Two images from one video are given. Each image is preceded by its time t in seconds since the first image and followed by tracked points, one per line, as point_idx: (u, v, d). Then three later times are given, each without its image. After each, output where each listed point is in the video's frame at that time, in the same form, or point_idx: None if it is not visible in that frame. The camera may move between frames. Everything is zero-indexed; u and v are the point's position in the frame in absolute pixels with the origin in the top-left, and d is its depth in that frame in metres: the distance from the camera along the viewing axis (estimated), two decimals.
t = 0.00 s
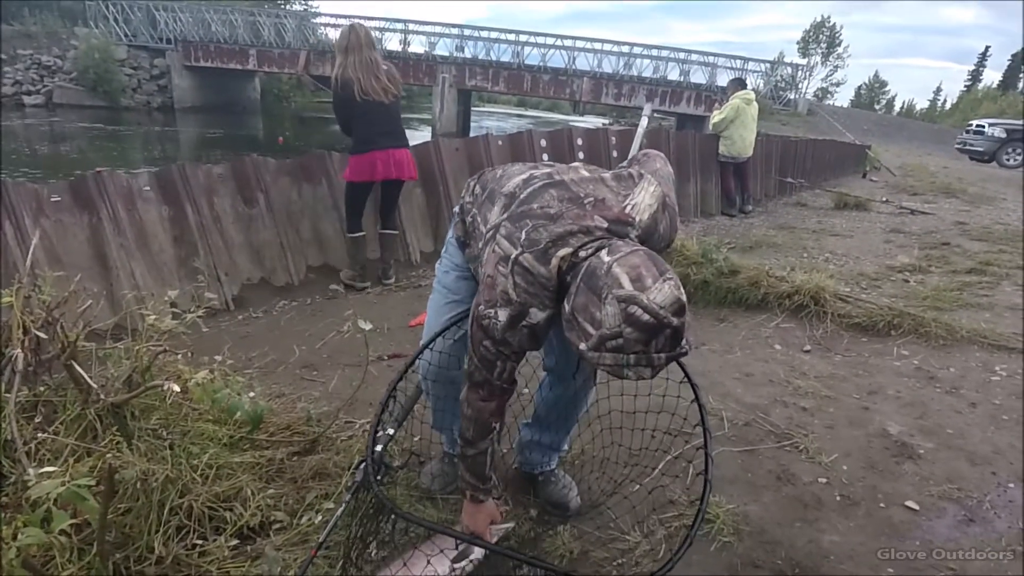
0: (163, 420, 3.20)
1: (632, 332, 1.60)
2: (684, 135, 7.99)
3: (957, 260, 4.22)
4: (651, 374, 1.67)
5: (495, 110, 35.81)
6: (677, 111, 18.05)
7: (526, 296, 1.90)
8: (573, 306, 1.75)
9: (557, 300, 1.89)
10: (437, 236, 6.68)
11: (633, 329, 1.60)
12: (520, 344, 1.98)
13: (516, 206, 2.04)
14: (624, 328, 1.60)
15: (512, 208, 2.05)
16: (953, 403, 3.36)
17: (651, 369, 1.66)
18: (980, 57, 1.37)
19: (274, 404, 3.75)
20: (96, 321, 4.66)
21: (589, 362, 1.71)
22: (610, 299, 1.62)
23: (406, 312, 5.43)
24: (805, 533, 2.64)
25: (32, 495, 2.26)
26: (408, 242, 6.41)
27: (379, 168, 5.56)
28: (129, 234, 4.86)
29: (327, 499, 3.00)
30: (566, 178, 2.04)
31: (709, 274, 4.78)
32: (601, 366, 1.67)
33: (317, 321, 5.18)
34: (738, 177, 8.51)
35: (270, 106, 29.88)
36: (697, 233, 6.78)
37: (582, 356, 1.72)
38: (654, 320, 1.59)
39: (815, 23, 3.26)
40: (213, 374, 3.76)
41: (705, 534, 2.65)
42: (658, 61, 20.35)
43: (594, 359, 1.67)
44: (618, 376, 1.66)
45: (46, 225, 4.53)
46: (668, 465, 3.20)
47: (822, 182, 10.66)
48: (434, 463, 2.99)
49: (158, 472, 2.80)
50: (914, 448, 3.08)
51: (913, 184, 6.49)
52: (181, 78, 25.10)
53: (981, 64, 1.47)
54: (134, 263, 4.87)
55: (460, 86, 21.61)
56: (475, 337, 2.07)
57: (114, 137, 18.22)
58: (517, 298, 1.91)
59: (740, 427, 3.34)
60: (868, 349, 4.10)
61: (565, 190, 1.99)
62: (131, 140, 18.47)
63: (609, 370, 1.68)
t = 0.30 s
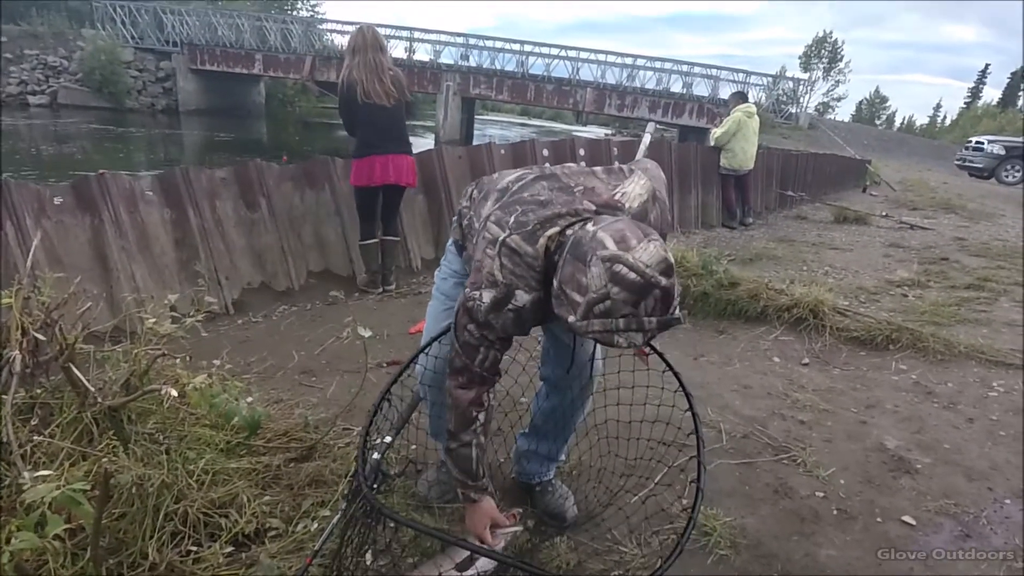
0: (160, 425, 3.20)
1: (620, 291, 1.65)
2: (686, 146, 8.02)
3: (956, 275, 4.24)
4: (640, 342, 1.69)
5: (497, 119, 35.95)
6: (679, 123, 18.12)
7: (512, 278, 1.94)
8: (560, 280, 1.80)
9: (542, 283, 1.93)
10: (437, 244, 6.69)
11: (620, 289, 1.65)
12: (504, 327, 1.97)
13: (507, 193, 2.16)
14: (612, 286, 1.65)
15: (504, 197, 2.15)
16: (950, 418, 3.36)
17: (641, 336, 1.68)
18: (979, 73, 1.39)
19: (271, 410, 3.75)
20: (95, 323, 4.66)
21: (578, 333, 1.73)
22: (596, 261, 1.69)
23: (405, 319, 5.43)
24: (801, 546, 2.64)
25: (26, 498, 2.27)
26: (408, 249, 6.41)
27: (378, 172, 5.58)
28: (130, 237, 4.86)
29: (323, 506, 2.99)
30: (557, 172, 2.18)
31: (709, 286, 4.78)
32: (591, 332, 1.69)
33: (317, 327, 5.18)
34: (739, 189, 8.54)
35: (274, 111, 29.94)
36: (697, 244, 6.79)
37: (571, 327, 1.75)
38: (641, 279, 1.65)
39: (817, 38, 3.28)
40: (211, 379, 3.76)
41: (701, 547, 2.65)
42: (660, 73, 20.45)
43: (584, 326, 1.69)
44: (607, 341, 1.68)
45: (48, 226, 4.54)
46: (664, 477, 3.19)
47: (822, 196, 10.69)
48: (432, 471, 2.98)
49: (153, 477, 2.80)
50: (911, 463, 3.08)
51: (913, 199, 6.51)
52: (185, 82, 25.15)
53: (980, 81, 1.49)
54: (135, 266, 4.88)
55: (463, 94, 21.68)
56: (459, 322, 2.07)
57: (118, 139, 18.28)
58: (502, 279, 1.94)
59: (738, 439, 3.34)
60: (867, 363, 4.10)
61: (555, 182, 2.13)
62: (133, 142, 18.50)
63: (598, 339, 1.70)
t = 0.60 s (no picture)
0: (155, 437, 3.19)
1: (593, 215, 1.70)
2: (682, 159, 8.07)
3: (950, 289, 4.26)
4: (618, 272, 1.70)
5: (495, 132, 36.14)
6: (675, 137, 18.24)
7: (492, 244, 1.98)
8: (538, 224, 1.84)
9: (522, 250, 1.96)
10: (435, 256, 6.70)
11: (592, 213, 1.70)
12: (484, 294, 1.96)
13: (495, 177, 2.26)
14: (585, 210, 1.71)
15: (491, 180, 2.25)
16: (945, 431, 3.38)
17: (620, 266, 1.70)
18: (970, 89, 1.41)
19: (267, 422, 3.74)
20: (92, 334, 4.65)
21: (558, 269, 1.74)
22: (568, 190, 1.76)
23: (402, 331, 5.43)
24: (798, 561, 2.63)
25: (20, 511, 2.27)
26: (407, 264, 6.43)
27: (373, 185, 5.61)
28: (128, 248, 4.87)
29: (319, 520, 2.98)
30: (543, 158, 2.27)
31: (705, 299, 4.79)
32: (566, 263, 1.71)
33: (313, 339, 5.18)
34: (735, 203, 8.59)
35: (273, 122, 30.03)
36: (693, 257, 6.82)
37: (548, 268, 1.76)
38: (613, 203, 1.71)
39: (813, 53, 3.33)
40: (207, 391, 3.75)
41: (698, 562, 2.65)
42: (657, 87, 20.61)
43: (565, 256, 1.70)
44: (584, 268, 1.69)
45: (46, 237, 4.55)
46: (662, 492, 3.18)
47: (818, 209, 10.75)
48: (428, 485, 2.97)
49: (148, 490, 2.80)
50: (907, 476, 3.09)
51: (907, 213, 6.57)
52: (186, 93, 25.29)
53: (972, 96, 1.51)
54: (132, 277, 4.88)
55: (463, 107, 21.78)
56: (441, 298, 2.08)
57: (118, 149, 18.33)
58: (483, 246, 1.97)
59: (734, 453, 3.34)
60: (862, 376, 4.12)
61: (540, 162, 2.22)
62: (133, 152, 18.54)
63: (578, 270, 1.71)
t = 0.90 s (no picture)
0: (142, 445, 3.17)
1: (576, 88, 1.82)
2: (676, 174, 8.10)
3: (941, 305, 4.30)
4: (607, 140, 1.81)
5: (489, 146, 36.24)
6: (671, 152, 18.33)
7: (475, 174, 2.14)
8: (525, 132, 2.00)
9: (503, 176, 2.12)
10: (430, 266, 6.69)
11: (574, 88, 1.82)
12: (464, 220, 2.09)
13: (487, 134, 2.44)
14: (566, 86, 1.82)
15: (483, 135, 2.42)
16: (937, 448, 3.39)
17: (608, 139, 1.82)
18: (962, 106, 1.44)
19: (257, 432, 3.72)
20: (82, 338, 4.62)
21: (550, 153, 1.86)
22: (550, 78, 1.89)
23: (396, 342, 5.43)
24: None
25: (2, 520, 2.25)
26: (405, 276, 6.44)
27: (373, 196, 5.63)
28: (122, 252, 4.85)
29: (306, 534, 2.97)
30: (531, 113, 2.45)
31: (699, 313, 4.80)
32: (555, 140, 1.83)
33: (306, 348, 5.16)
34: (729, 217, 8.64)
35: (270, 131, 30.05)
36: (687, 271, 6.84)
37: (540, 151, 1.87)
38: (595, 78, 1.83)
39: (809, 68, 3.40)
40: (198, 400, 3.71)
41: None
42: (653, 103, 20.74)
43: (556, 133, 1.82)
44: (574, 142, 1.80)
45: (40, 239, 4.54)
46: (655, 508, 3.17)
47: (811, 226, 10.79)
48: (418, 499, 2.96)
49: (133, 501, 2.78)
50: (899, 494, 3.09)
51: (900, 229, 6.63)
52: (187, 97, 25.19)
53: (964, 114, 1.54)
54: (126, 281, 4.86)
55: (461, 119, 21.83)
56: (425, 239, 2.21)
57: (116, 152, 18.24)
58: (467, 175, 2.14)
59: (727, 469, 3.35)
60: (855, 392, 4.13)
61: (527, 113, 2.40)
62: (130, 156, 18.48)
63: (571, 147, 1.82)
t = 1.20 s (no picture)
0: (128, 511, 3.08)
1: None
2: (663, 208, 8.14)
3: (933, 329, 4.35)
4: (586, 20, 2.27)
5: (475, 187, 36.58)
6: (657, 183, 18.53)
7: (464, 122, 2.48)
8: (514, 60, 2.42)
9: (488, 121, 2.46)
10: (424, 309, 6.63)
11: None
12: (451, 149, 2.40)
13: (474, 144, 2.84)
14: None
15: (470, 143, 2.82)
16: (943, 480, 3.36)
17: (591, 13, 2.33)
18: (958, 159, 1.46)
19: (248, 492, 3.63)
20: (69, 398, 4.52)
21: (546, 37, 2.32)
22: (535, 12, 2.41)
23: (390, 389, 5.36)
24: None
25: None
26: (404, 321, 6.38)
27: (367, 243, 5.66)
28: (112, 305, 4.80)
29: None
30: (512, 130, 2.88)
31: (693, 349, 4.78)
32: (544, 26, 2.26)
33: (298, 399, 5.09)
34: (717, 247, 8.68)
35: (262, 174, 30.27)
36: (679, 303, 6.86)
37: (531, 41, 2.28)
38: None
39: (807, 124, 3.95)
40: (186, 464, 3.61)
41: None
42: (637, 135, 21.04)
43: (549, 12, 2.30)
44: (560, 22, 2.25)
45: (30, 294, 4.49)
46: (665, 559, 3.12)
47: (801, 250, 10.86)
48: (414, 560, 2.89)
49: None
50: (907, 532, 3.05)
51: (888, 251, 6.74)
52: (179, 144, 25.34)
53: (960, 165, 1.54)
54: (115, 335, 4.79)
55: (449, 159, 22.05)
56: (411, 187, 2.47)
57: (109, 198, 18.20)
58: (456, 124, 2.49)
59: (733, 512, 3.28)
60: (855, 424, 4.11)
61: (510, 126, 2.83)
62: (125, 202, 18.49)
63: (565, 19, 2.30)
